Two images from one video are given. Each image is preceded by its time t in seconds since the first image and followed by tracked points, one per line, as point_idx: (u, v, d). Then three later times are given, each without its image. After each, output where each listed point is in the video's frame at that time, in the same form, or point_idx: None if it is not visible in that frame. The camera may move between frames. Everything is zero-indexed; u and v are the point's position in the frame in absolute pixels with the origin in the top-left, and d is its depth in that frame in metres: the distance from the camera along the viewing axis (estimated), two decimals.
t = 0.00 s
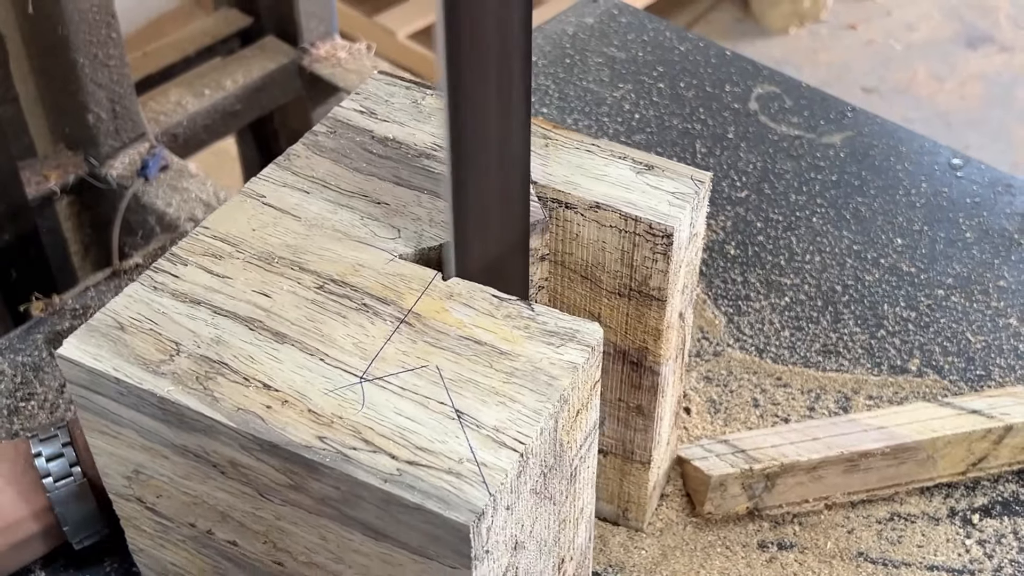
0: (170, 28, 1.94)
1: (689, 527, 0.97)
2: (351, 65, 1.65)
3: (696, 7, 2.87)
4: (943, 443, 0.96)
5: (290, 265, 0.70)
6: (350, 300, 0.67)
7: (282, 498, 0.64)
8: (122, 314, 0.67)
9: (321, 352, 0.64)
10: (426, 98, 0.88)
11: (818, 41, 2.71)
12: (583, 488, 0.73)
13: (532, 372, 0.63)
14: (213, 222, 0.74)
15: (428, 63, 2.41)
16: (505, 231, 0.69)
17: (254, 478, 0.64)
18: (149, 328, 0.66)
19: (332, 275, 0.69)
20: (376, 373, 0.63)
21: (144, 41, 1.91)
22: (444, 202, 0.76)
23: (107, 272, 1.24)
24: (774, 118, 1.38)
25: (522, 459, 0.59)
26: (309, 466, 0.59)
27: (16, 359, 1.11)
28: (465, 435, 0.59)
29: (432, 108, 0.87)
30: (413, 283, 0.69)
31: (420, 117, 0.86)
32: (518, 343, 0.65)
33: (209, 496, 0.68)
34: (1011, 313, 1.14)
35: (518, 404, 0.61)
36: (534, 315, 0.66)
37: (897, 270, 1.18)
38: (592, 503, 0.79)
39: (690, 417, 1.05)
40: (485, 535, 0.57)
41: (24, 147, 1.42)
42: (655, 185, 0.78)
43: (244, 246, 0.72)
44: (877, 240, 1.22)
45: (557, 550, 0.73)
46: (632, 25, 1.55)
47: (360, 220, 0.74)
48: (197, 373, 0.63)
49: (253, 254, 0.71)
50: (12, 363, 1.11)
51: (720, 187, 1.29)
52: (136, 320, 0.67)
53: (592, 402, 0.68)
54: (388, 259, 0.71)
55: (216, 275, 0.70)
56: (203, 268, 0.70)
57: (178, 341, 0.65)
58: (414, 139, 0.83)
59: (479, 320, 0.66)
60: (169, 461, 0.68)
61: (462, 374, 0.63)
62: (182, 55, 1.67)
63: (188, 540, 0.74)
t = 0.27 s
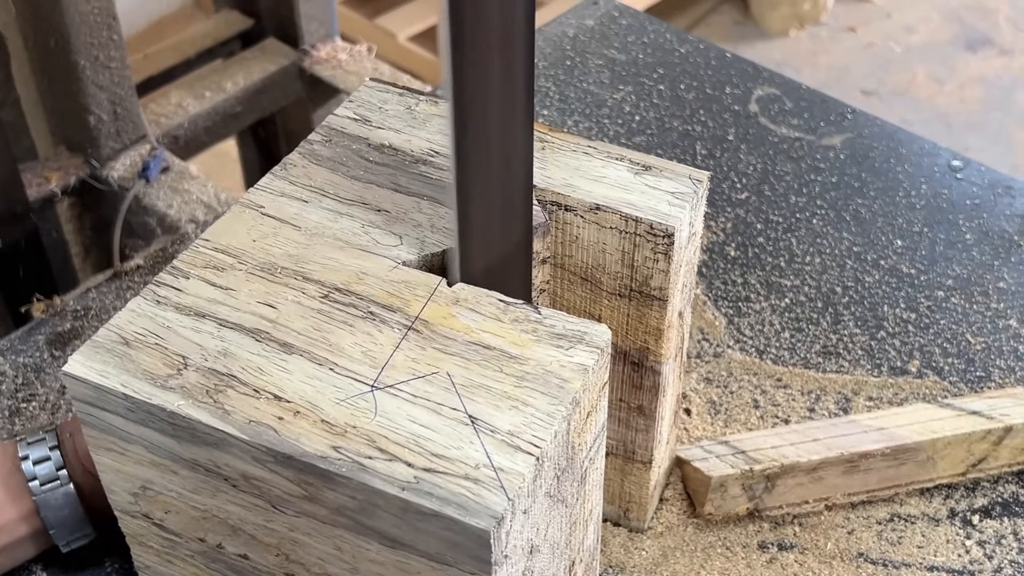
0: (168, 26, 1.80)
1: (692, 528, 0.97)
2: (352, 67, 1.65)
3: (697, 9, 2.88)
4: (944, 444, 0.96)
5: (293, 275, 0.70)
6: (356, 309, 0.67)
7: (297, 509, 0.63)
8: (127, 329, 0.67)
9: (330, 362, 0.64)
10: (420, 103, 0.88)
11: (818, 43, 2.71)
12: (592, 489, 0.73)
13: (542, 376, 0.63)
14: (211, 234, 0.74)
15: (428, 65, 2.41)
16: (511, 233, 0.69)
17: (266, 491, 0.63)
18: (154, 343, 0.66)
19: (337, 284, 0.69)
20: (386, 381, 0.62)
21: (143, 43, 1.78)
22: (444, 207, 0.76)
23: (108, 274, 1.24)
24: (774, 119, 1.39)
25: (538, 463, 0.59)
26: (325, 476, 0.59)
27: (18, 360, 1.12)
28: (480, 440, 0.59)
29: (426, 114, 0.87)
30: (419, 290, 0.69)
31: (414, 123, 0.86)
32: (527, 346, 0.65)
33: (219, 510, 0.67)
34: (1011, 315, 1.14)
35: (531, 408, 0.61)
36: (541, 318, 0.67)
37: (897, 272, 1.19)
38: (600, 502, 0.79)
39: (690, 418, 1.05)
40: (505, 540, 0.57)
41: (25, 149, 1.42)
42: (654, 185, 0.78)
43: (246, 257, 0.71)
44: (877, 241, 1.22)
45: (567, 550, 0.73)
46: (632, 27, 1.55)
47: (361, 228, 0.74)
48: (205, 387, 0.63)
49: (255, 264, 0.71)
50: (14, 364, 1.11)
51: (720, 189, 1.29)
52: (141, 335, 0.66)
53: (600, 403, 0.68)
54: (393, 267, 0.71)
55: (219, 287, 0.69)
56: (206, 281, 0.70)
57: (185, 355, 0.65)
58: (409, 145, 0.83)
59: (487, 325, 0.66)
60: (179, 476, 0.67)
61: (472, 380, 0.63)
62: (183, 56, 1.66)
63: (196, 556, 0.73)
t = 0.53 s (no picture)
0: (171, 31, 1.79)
1: (696, 531, 0.97)
2: (355, 70, 1.65)
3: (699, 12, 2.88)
4: (946, 447, 0.96)
5: (299, 283, 0.70)
6: (365, 316, 0.67)
7: (315, 518, 0.63)
8: (136, 344, 0.66)
9: (342, 369, 0.64)
10: (412, 108, 0.89)
11: (820, 47, 2.71)
12: (604, 485, 0.74)
13: (557, 375, 0.63)
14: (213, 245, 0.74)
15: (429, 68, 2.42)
16: (515, 238, 0.69)
17: (285, 500, 0.63)
18: (165, 356, 0.65)
19: (344, 291, 0.69)
20: (401, 386, 0.63)
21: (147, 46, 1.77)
22: (445, 212, 0.76)
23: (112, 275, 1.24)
24: (777, 122, 1.39)
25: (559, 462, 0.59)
26: (346, 483, 0.59)
27: (21, 362, 1.12)
28: (500, 442, 0.59)
29: (420, 118, 0.87)
30: (427, 294, 0.69)
31: (409, 128, 0.86)
32: (541, 346, 0.65)
33: (234, 523, 0.67)
34: (1014, 318, 1.14)
35: (548, 407, 0.61)
36: (551, 317, 0.67)
37: (899, 274, 1.19)
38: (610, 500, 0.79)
39: (692, 420, 1.05)
40: (530, 540, 0.58)
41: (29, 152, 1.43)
42: (653, 182, 0.78)
43: (250, 267, 0.72)
44: (879, 244, 1.22)
45: (583, 547, 0.73)
46: (635, 30, 1.55)
47: (363, 234, 0.74)
48: (220, 399, 0.62)
49: (260, 274, 0.71)
50: (18, 366, 1.11)
51: (723, 191, 1.29)
52: (150, 349, 0.66)
53: (611, 400, 0.68)
54: (398, 272, 0.71)
55: (226, 298, 0.69)
56: (212, 292, 0.70)
57: (196, 367, 0.65)
58: (406, 150, 0.83)
59: (497, 326, 0.66)
60: (193, 489, 0.66)
61: (487, 381, 0.63)
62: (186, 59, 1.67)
63: (209, 570, 0.73)
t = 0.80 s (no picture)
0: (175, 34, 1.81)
1: (698, 528, 0.97)
2: (358, 71, 1.65)
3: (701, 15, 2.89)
4: (946, 446, 0.96)
5: (305, 274, 0.71)
6: (369, 306, 0.68)
7: (315, 504, 0.64)
8: (143, 329, 0.67)
9: (345, 358, 0.65)
10: (423, 104, 0.89)
11: (821, 50, 2.72)
12: (603, 480, 0.74)
13: (556, 368, 0.64)
14: (223, 235, 0.75)
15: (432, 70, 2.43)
16: (519, 236, 0.70)
17: (286, 486, 0.64)
18: (171, 342, 0.66)
19: (349, 282, 0.70)
20: (402, 376, 0.63)
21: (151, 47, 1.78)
22: (451, 207, 0.77)
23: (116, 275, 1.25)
24: (778, 124, 1.39)
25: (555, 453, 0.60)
26: (345, 470, 0.60)
27: (26, 360, 1.13)
28: (497, 432, 0.60)
29: (430, 114, 0.88)
30: (431, 286, 0.70)
31: (419, 124, 0.87)
32: (541, 340, 0.66)
33: (237, 507, 0.68)
34: (1013, 318, 1.15)
35: (546, 399, 0.62)
36: (552, 312, 0.68)
37: (899, 275, 1.19)
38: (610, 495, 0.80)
39: (693, 419, 1.06)
40: (524, 529, 0.58)
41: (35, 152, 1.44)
42: (658, 181, 0.79)
43: (258, 257, 0.72)
44: (880, 245, 1.23)
45: (580, 541, 0.74)
46: (637, 32, 1.56)
47: (369, 226, 0.75)
48: (224, 385, 0.63)
49: (267, 264, 0.72)
50: (23, 364, 1.12)
51: (724, 192, 1.30)
52: (157, 335, 0.67)
53: (610, 396, 0.69)
54: (403, 264, 0.72)
55: (232, 287, 0.70)
56: (220, 281, 0.70)
57: (201, 354, 0.65)
58: (414, 145, 0.84)
59: (499, 319, 0.67)
60: (196, 474, 0.67)
61: (488, 372, 0.63)
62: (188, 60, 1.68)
63: (212, 554, 0.74)
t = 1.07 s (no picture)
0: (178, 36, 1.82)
1: (699, 528, 0.98)
2: (360, 74, 1.66)
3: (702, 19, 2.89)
4: (947, 447, 0.97)
5: (310, 270, 0.72)
6: (372, 303, 0.69)
7: (315, 497, 0.64)
8: (149, 322, 0.68)
9: (347, 353, 0.65)
10: (431, 103, 0.90)
11: (822, 53, 2.73)
12: (602, 478, 0.75)
13: (555, 366, 0.64)
14: (229, 230, 0.76)
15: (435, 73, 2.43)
16: (519, 238, 0.70)
17: (286, 479, 0.64)
18: (176, 335, 0.67)
19: (353, 279, 0.71)
20: (402, 372, 0.64)
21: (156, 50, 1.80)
22: (454, 204, 0.78)
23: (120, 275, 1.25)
24: (779, 126, 1.40)
25: (552, 450, 0.60)
26: (344, 463, 0.60)
27: (31, 360, 1.13)
28: (495, 428, 0.60)
29: (437, 113, 0.89)
30: (433, 284, 0.70)
31: (426, 123, 0.87)
32: (541, 337, 0.66)
33: (238, 499, 0.69)
34: (1013, 320, 1.15)
35: (544, 396, 0.62)
36: (552, 311, 0.68)
37: (900, 277, 1.20)
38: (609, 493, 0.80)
39: (694, 420, 1.06)
40: (521, 524, 0.59)
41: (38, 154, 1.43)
42: (661, 182, 0.79)
43: (263, 253, 0.73)
44: (880, 247, 1.23)
45: (579, 538, 0.75)
46: (638, 35, 1.56)
47: (374, 224, 0.76)
48: (226, 377, 0.64)
49: (272, 259, 0.72)
50: (27, 364, 1.13)
51: (725, 195, 1.30)
52: (162, 328, 0.68)
53: (610, 394, 0.70)
54: (406, 262, 0.72)
55: (238, 282, 0.71)
56: (225, 275, 0.71)
57: (205, 347, 0.66)
58: (421, 144, 0.84)
59: (499, 317, 0.68)
60: (199, 466, 0.68)
61: (487, 369, 0.64)
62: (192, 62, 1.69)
63: (215, 545, 0.74)
